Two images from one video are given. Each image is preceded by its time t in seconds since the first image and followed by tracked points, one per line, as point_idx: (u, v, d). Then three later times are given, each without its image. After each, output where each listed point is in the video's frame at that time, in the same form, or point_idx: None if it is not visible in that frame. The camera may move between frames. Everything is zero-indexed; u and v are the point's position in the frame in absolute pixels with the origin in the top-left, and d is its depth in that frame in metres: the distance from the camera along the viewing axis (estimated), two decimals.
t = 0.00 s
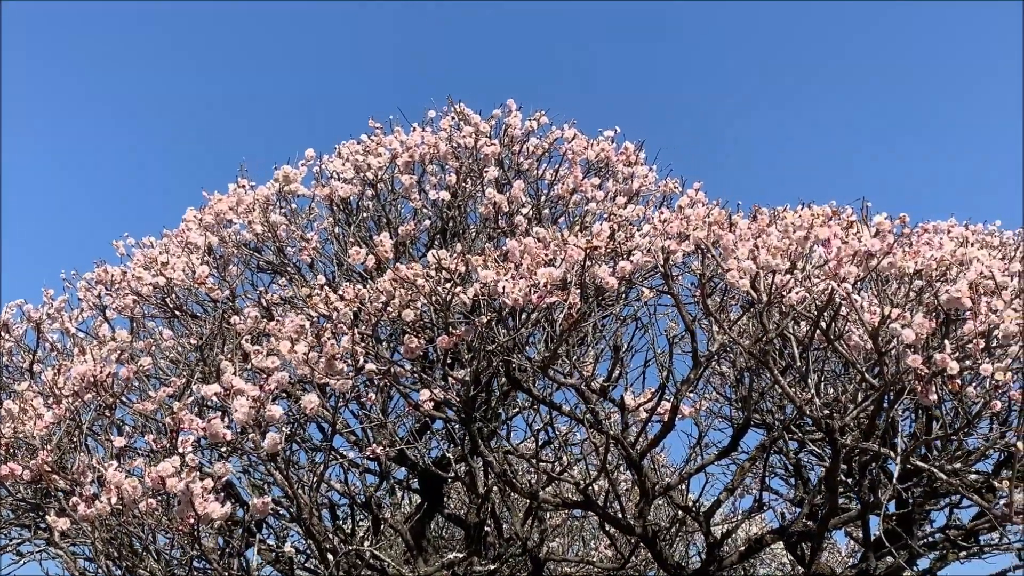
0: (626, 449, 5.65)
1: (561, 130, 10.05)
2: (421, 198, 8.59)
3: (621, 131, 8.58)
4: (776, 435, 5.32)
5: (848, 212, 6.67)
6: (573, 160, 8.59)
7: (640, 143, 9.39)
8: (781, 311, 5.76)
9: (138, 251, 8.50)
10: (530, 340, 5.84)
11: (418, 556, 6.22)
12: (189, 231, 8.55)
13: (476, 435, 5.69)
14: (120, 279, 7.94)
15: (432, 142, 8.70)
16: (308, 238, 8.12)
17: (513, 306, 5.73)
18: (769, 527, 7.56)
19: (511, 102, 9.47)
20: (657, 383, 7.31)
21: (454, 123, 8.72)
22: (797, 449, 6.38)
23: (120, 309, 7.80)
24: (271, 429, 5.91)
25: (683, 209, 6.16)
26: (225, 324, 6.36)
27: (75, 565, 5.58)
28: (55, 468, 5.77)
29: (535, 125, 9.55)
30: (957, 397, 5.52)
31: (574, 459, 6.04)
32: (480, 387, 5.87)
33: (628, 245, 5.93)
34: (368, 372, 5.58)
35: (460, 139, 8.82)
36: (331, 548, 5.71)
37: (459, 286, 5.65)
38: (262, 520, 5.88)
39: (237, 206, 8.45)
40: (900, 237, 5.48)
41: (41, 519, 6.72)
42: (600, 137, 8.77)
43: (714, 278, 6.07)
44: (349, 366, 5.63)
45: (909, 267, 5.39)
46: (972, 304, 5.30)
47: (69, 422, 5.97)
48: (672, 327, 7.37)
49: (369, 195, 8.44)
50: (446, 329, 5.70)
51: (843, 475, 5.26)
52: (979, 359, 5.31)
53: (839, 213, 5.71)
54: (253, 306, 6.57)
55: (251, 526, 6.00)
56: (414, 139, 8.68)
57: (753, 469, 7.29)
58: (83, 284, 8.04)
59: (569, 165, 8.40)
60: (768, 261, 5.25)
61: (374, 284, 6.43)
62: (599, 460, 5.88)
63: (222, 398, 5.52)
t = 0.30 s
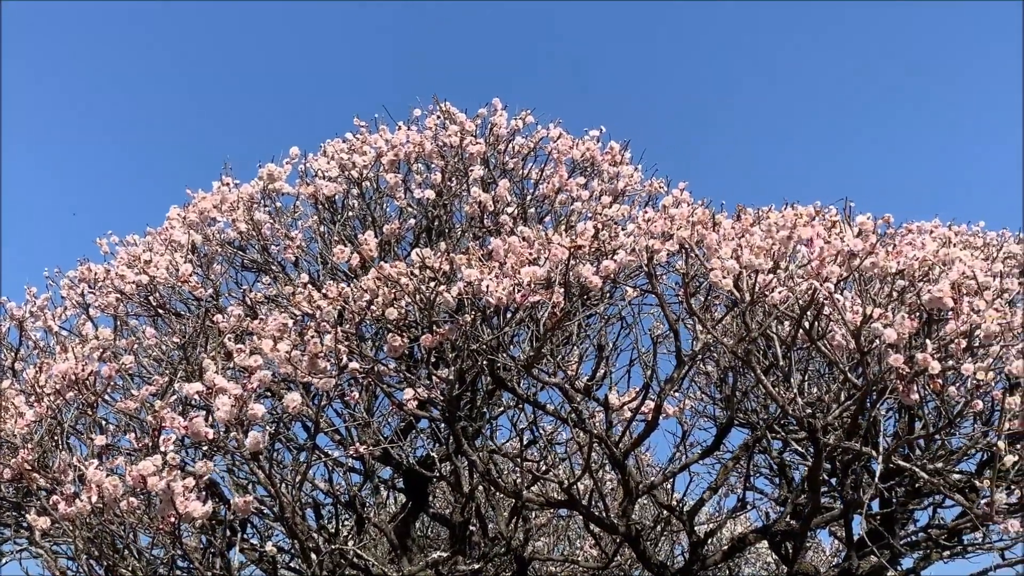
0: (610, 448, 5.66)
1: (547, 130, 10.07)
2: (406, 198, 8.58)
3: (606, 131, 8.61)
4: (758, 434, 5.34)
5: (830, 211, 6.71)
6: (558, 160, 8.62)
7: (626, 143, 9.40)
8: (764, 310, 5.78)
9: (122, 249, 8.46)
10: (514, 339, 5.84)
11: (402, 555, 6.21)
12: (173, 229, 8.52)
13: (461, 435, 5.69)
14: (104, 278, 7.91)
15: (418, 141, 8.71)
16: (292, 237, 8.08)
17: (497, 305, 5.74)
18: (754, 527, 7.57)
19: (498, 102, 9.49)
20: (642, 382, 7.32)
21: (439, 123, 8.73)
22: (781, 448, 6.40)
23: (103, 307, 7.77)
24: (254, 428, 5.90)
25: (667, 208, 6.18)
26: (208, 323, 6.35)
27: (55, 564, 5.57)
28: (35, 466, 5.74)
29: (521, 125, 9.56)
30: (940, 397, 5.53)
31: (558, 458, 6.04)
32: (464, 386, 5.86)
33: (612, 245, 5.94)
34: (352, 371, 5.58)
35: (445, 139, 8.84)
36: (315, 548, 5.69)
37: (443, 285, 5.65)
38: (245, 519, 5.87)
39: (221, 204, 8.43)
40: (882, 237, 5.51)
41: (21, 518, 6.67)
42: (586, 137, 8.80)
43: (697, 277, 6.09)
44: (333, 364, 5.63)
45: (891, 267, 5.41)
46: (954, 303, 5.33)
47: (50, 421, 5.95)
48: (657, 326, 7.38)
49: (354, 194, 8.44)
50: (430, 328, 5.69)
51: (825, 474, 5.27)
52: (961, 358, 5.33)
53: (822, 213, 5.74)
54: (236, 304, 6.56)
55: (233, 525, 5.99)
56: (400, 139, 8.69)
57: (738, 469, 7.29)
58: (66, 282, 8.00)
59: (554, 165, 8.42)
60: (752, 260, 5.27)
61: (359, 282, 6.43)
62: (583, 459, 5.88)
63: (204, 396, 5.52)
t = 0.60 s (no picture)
0: (591, 447, 5.67)
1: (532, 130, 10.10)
2: (390, 196, 8.58)
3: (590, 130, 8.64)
4: (738, 434, 5.36)
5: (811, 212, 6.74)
6: (541, 159, 8.64)
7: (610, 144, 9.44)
8: (745, 310, 5.80)
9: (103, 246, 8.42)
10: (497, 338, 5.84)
11: (383, 555, 6.19)
12: (155, 226, 8.49)
13: (442, 433, 5.68)
14: (85, 275, 7.87)
15: (401, 140, 8.73)
16: (273, 232, 8.09)
17: (480, 304, 5.74)
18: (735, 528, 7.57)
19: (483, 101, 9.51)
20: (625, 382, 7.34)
21: (423, 121, 8.77)
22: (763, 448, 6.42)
23: (84, 304, 7.72)
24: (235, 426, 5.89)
25: (649, 208, 6.20)
26: (189, 320, 6.33)
27: (33, 562, 5.54)
28: (13, 464, 5.72)
29: (505, 124, 9.58)
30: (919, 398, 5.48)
31: (541, 458, 6.04)
32: (446, 385, 5.86)
33: (595, 244, 5.95)
34: (334, 369, 5.57)
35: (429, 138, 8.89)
36: (295, 547, 5.67)
37: (425, 283, 5.65)
38: (225, 518, 5.86)
39: (203, 201, 8.40)
40: (863, 238, 5.53)
41: None
42: (569, 136, 8.82)
43: (679, 276, 6.11)
44: (314, 362, 5.62)
45: (872, 267, 5.44)
46: (934, 304, 5.35)
47: (28, 418, 5.92)
48: (640, 326, 7.40)
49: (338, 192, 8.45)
50: (412, 327, 5.69)
51: (804, 474, 5.29)
52: (941, 359, 5.36)
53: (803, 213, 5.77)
54: (218, 302, 6.54)
55: (213, 524, 5.97)
56: (384, 137, 8.70)
57: (720, 468, 7.31)
58: (47, 279, 7.95)
59: (538, 165, 8.44)
60: (733, 260, 5.30)
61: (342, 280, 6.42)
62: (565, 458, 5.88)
63: (184, 394, 5.51)
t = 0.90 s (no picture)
0: (572, 447, 5.66)
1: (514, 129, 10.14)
2: (371, 194, 8.56)
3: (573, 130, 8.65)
4: (718, 434, 5.37)
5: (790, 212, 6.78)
6: (523, 158, 8.65)
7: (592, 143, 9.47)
8: (726, 310, 5.81)
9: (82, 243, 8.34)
10: (478, 337, 5.83)
11: (363, 554, 6.17)
12: (134, 223, 8.42)
13: (422, 432, 5.67)
14: (64, 271, 7.80)
15: (383, 137, 8.72)
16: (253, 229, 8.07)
17: (461, 303, 5.73)
18: (714, 527, 7.61)
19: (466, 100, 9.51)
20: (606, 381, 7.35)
21: (405, 119, 8.83)
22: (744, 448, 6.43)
23: (62, 302, 7.66)
24: (214, 424, 5.86)
25: (631, 207, 6.21)
26: (168, 317, 6.28)
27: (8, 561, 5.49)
28: None
29: (488, 123, 9.60)
30: (899, 399, 5.51)
31: (521, 457, 6.03)
32: (427, 383, 5.85)
33: (576, 244, 5.95)
34: (313, 367, 5.54)
35: (411, 136, 8.93)
36: (274, 545, 5.65)
37: (406, 281, 5.63)
38: (204, 516, 5.83)
39: (183, 198, 8.36)
40: (842, 239, 5.55)
41: None
42: (552, 136, 8.84)
43: (661, 276, 6.13)
44: (294, 360, 5.60)
45: (852, 268, 5.45)
46: (913, 305, 5.36)
47: (4, 415, 5.86)
48: (621, 326, 7.41)
49: (319, 190, 8.43)
50: (393, 325, 5.67)
51: (783, 474, 5.30)
52: (921, 360, 5.37)
53: (783, 214, 5.79)
54: (197, 299, 6.50)
55: (192, 523, 5.94)
56: (366, 134, 8.69)
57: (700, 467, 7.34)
58: (24, 275, 7.86)
59: (520, 164, 8.45)
60: (714, 260, 5.30)
61: (322, 278, 6.39)
62: (545, 458, 5.88)
63: (162, 392, 5.47)
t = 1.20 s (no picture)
0: (552, 445, 5.67)
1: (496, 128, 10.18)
2: (352, 191, 8.55)
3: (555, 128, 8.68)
4: (698, 433, 5.39)
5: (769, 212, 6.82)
6: (505, 157, 8.68)
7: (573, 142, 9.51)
8: (706, 309, 5.83)
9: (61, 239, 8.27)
10: (459, 335, 5.82)
11: (342, 552, 6.16)
12: (113, 220, 8.36)
13: (403, 430, 5.66)
14: (42, 267, 7.74)
15: (365, 135, 8.72)
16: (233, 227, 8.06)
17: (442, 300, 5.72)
18: (693, 525, 7.64)
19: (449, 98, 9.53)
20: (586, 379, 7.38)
21: (386, 116, 8.86)
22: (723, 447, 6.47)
23: (40, 298, 7.59)
24: (193, 422, 5.83)
25: (612, 206, 6.21)
26: (146, 314, 6.24)
27: None
28: None
29: (470, 121, 9.63)
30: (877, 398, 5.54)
31: (502, 456, 6.03)
32: (408, 381, 5.84)
33: (558, 242, 5.95)
34: (293, 365, 5.52)
35: (393, 133, 8.95)
36: (252, 544, 5.62)
37: (387, 279, 5.62)
38: (182, 514, 5.79)
39: (163, 194, 8.32)
40: (822, 239, 5.57)
41: None
42: (534, 134, 8.87)
43: (642, 275, 6.14)
44: (274, 357, 5.58)
45: (832, 268, 5.47)
46: (892, 305, 5.38)
47: None
48: (603, 324, 7.43)
49: (300, 187, 8.41)
50: (373, 322, 5.65)
51: (762, 473, 5.32)
52: (900, 360, 5.39)
53: (763, 214, 5.81)
54: (176, 296, 6.47)
55: (170, 521, 5.91)
56: (347, 131, 8.69)
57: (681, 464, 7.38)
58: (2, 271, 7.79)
59: (502, 162, 8.47)
60: (695, 259, 5.32)
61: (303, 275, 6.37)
62: (526, 456, 5.88)
63: (140, 388, 5.44)
